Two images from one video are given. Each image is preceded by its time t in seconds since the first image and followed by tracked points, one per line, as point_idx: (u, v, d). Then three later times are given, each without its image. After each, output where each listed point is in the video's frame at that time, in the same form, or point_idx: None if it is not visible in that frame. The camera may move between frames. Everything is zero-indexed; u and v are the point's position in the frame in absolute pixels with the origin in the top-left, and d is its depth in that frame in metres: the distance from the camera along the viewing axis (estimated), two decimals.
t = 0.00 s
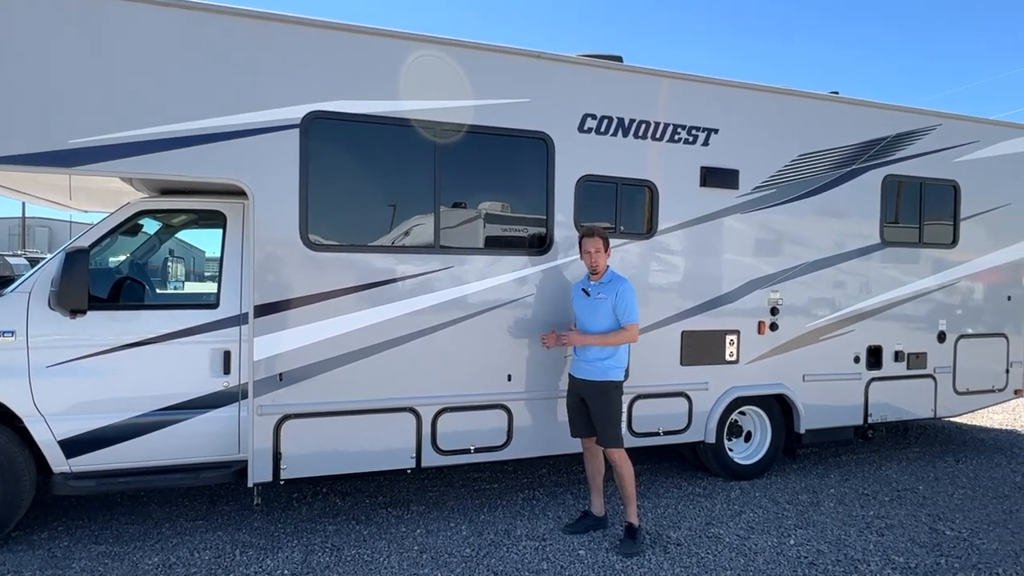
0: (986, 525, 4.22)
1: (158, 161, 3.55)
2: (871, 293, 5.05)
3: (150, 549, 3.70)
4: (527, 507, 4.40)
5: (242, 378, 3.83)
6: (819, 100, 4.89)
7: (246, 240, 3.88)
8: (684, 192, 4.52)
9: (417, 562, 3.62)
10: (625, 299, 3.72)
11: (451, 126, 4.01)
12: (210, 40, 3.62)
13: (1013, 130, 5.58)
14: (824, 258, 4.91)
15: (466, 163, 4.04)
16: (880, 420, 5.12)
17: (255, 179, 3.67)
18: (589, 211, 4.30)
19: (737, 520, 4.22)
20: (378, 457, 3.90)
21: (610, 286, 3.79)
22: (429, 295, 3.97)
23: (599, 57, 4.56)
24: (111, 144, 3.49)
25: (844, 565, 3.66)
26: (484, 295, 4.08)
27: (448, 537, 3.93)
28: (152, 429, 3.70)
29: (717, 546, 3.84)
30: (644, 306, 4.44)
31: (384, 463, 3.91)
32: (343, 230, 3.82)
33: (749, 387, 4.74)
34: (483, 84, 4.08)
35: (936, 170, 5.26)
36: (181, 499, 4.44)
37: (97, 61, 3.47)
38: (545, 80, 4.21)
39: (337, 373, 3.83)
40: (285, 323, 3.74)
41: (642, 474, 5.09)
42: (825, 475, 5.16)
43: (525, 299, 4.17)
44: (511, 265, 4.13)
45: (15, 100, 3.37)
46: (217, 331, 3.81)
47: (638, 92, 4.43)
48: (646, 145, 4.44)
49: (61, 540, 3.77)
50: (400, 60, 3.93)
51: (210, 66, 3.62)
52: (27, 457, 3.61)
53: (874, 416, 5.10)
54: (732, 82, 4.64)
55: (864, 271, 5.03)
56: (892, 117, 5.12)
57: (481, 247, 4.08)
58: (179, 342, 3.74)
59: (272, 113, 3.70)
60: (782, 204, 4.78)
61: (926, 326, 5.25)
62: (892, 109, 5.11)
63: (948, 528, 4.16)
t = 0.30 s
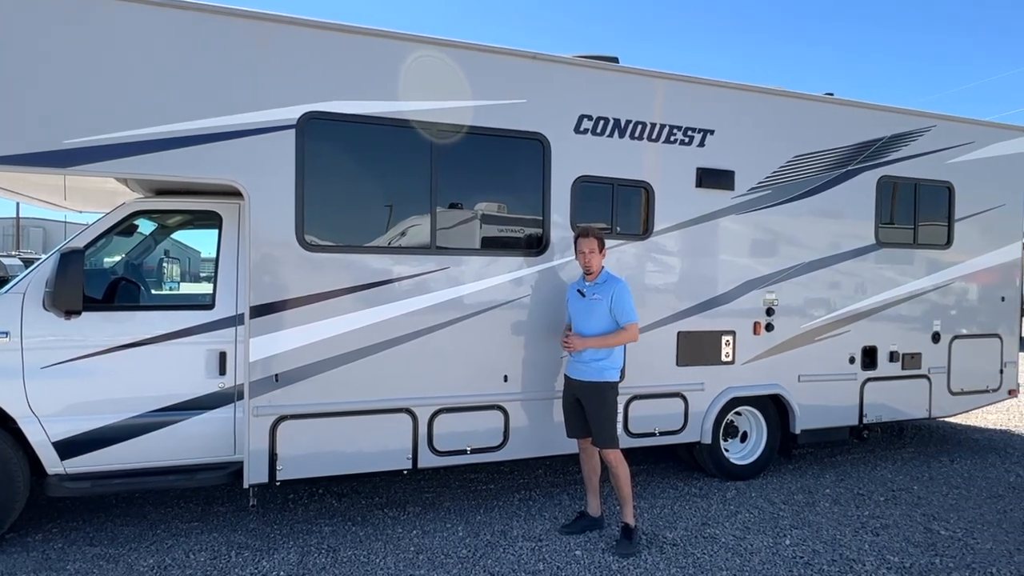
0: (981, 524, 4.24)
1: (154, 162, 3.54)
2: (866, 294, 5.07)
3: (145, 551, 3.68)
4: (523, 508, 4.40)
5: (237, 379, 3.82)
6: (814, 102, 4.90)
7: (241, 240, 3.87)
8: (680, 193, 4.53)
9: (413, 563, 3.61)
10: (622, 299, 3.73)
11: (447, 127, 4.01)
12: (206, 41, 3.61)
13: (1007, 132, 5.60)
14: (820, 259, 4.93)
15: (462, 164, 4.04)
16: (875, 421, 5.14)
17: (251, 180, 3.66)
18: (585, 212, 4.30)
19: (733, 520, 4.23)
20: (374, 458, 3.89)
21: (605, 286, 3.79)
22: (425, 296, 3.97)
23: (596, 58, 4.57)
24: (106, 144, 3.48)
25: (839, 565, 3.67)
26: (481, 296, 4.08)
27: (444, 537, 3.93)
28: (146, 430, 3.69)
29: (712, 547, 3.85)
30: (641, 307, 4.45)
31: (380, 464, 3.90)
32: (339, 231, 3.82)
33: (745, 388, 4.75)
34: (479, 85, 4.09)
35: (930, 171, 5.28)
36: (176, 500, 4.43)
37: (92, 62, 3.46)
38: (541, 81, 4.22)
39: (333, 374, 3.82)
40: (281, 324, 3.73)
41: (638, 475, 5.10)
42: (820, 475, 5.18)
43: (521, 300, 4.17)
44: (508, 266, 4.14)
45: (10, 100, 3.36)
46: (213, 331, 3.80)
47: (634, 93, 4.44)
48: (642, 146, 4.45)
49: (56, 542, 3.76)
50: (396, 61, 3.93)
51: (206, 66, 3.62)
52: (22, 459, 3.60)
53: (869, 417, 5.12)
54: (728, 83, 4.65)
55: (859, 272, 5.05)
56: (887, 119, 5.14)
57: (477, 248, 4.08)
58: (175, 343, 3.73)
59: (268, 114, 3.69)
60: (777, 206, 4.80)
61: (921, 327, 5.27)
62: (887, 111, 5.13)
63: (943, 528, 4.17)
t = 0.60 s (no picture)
0: (975, 524, 4.26)
1: (150, 162, 3.53)
2: (861, 295, 5.09)
3: (140, 552, 3.67)
4: (519, 509, 4.40)
5: (233, 380, 3.81)
6: (810, 103, 4.92)
7: (238, 241, 3.87)
8: (676, 194, 4.54)
9: (410, 564, 3.61)
10: (618, 299, 3.74)
11: (444, 128, 4.01)
12: (203, 41, 3.61)
13: (1001, 133, 5.63)
14: (816, 260, 4.94)
15: (459, 165, 4.04)
16: (871, 421, 5.16)
17: (247, 181, 3.65)
18: (581, 213, 4.31)
19: (729, 520, 4.24)
20: (371, 459, 3.89)
21: (601, 287, 3.80)
22: (422, 297, 3.97)
23: (592, 59, 4.58)
24: (101, 145, 3.47)
25: (835, 565, 3.68)
26: (477, 296, 4.08)
27: (441, 538, 3.93)
28: (142, 432, 3.68)
29: (709, 547, 3.85)
30: (637, 307, 4.45)
31: (377, 465, 3.90)
32: (336, 231, 3.81)
33: (741, 388, 4.76)
34: (476, 86, 4.09)
35: (925, 172, 5.31)
36: (172, 501, 4.42)
37: (88, 62, 3.45)
38: (538, 83, 4.23)
39: (329, 374, 3.82)
40: (277, 324, 3.73)
41: (634, 475, 5.11)
42: (816, 475, 5.19)
43: (517, 300, 4.17)
44: (504, 267, 4.14)
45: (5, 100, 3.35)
46: (209, 332, 3.79)
47: (631, 94, 4.45)
48: (638, 147, 4.46)
49: (51, 544, 3.74)
50: (393, 61, 3.93)
51: (203, 67, 3.61)
52: (16, 460, 3.58)
53: (864, 417, 5.13)
54: (724, 84, 4.66)
55: (854, 273, 5.06)
56: (882, 120, 5.16)
57: (474, 248, 4.08)
58: (170, 344, 3.72)
59: (265, 114, 3.69)
60: (773, 207, 4.81)
61: (916, 327, 5.29)
62: (882, 112, 5.16)
63: (938, 528, 4.18)
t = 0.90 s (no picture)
0: (970, 524, 4.27)
1: (145, 163, 3.52)
2: (857, 295, 5.11)
3: (136, 554, 3.66)
4: (516, 509, 4.41)
5: (230, 381, 3.81)
6: (805, 105, 4.93)
7: (234, 242, 3.86)
8: (673, 196, 4.55)
9: (406, 565, 3.61)
10: (614, 300, 3.75)
11: (441, 129, 4.01)
12: (199, 42, 3.60)
13: (996, 135, 5.66)
14: (811, 261, 4.96)
15: (455, 166, 4.04)
16: (866, 421, 5.17)
17: (243, 181, 3.65)
18: (578, 214, 4.31)
19: (725, 521, 4.25)
20: (368, 461, 3.88)
21: (598, 288, 3.81)
22: (419, 298, 3.97)
23: (589, 61, 4.59)
24: (96, 146, 3.45)
25: (831, 565, 3.69)
26: (474, 297, 4.08)
27: (438, 539, 3.93)
28: (138, 433, 3.67)
29: (705, 548, 3.86)
30: (634, 308, 4.46)
31: (373, 466, 3.90)
32: (332, 232, 3.81)
33: (737, 389, 4.77)
34: (472, 87, 4.09)
35: (920, 174, 5.33)
36: (168, 503, 4.41)
37: (84, 62, 3.44)
38: (535, 84, 4.23)
39: (325, 376, 3.82)
40: (273, 325, 3.72)
41: (631, 476, 5.11)
42: (812, 475, 5.21)
43: (514, 301, 4.18)
44: (501, 268, 4.14)
45: None
46: (205, 333, 3.78)
47: (627, 96, 4.46)
48: (635, 148, 4.46)
49: (46, 546, 3.73)
50: (390, 63, 3.93)
51: (199, 68, 3.60)
52: (11, 462, 3.57)
53: (860, 417, 5.15)
54: (721, 86, 4.67)
55: (850, 274, 5.08)
56: (877, 122, 5.18)
57: (471, 249, 4.08)
58: (166, 345, 3.71)
59: (261, 115, 3.68)
60: (769, 208, 4.82)
61: (912, 328, 5.31)
62: (877, 114, 5.17)
63: (933, 528, 4.20)
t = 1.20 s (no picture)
0: (966, 524, 4.29)
1: (141, 164, 3.50)
2: (853, 296, 5.12)
3: (131, 556, 3.66)
4: (513, 510, 4.41)
5: (226, 382, 3.80)
6: (801, 106, 4.95)
7: (230, 243, 3.86)
8: (669, 197, 4.55)
9: (403, 567, 3.61)
10: (611, 301, 3.75)
11: (438, 130, 4.01)
12: (195, 43, 3.59)
13: (991, 137, 5.68)
14: (808, 262, 4.97)
15: (453, 167, 4.04)
16: (862, 422, 5.18)
17: (239, 182, 3.64)
18: (575, 215, 4.32)
19: (722, 522, 4.25)
20: (364, 462, 3.88)
21: (595, 289, 3.81)
22: (416, 299, 3.97)
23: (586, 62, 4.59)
24: (91, 147, 3.44)
25: (827, 565, 3.70)
26: (471, 298, 4.08)
27: (434, 540, 3.93)
28: (133, 434, 3.66)
29: (701, 548, 3.86)
30: (631, 309, 4.47)
31: (370, 467, 3.89)
32: (329, 233, 3.81)
33: (734, 389, 4.77)
34: (470, 89, 4.09)
35: (916, 175, 5.34)
36: (164, 505, 4.39)
37: (79, 63, 3.43)
38: (532, 85, 4.23)
39: (322, 377, 3.81)
40: (269, 326, 3.72)
41: (627, 477, 5.12)
42: (808, 476, 5.21)
43: (511, 302, 4.18)
44: (498, 269, 4.14)
45: None
46: (201, 334, 3.78)
47: (624, 97, 4.46)
48: (631, 149, 4.47)
49: (40, 547, 3.72)
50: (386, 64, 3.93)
51: (195, 68, 3.60)
52: (5, 464, 3.56)
53: (856, 418, 5.16)
54: (717, 87, 4.69)
55: (846, 275, 5.09)
56: (873, 123, 5.20)
57: (468, 250, 4.08)
58: (162, 346, 3.70)
59: (258, 116, 3.68)
60: (766, 209, 4.83)
61: (907, 329, 5.32)
62: (873, 115, 5.19)
63: (928, 528, 4.21)
